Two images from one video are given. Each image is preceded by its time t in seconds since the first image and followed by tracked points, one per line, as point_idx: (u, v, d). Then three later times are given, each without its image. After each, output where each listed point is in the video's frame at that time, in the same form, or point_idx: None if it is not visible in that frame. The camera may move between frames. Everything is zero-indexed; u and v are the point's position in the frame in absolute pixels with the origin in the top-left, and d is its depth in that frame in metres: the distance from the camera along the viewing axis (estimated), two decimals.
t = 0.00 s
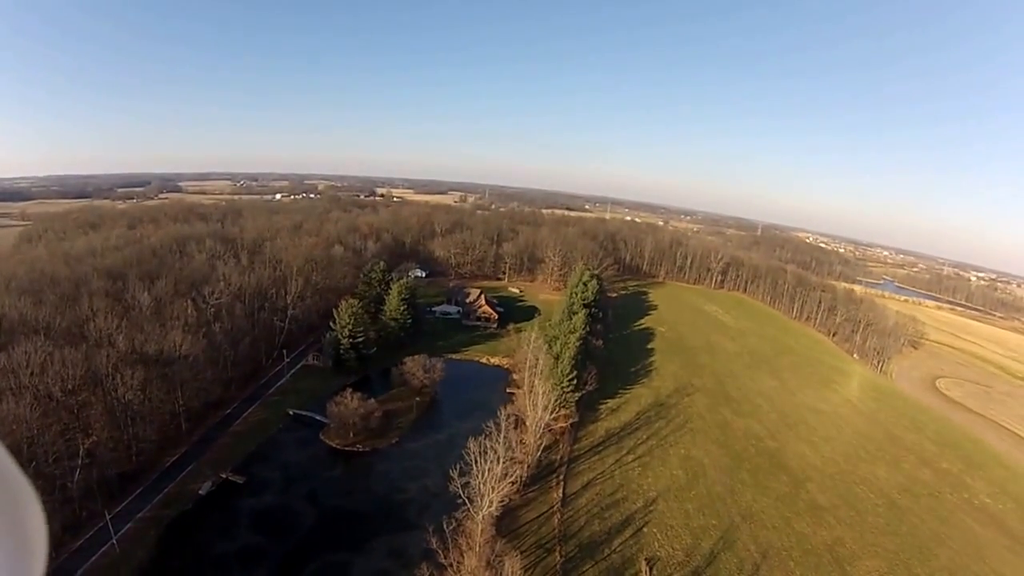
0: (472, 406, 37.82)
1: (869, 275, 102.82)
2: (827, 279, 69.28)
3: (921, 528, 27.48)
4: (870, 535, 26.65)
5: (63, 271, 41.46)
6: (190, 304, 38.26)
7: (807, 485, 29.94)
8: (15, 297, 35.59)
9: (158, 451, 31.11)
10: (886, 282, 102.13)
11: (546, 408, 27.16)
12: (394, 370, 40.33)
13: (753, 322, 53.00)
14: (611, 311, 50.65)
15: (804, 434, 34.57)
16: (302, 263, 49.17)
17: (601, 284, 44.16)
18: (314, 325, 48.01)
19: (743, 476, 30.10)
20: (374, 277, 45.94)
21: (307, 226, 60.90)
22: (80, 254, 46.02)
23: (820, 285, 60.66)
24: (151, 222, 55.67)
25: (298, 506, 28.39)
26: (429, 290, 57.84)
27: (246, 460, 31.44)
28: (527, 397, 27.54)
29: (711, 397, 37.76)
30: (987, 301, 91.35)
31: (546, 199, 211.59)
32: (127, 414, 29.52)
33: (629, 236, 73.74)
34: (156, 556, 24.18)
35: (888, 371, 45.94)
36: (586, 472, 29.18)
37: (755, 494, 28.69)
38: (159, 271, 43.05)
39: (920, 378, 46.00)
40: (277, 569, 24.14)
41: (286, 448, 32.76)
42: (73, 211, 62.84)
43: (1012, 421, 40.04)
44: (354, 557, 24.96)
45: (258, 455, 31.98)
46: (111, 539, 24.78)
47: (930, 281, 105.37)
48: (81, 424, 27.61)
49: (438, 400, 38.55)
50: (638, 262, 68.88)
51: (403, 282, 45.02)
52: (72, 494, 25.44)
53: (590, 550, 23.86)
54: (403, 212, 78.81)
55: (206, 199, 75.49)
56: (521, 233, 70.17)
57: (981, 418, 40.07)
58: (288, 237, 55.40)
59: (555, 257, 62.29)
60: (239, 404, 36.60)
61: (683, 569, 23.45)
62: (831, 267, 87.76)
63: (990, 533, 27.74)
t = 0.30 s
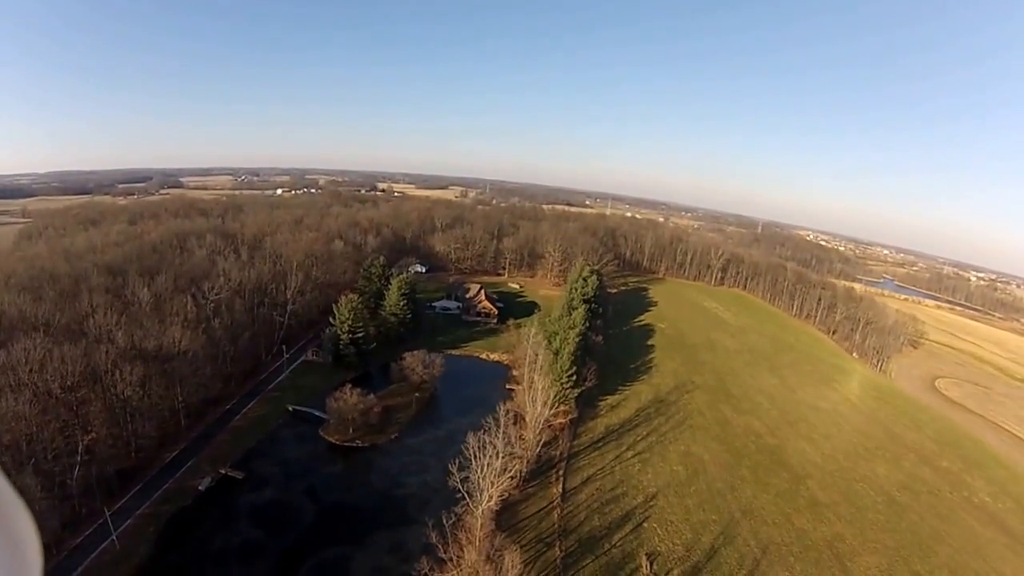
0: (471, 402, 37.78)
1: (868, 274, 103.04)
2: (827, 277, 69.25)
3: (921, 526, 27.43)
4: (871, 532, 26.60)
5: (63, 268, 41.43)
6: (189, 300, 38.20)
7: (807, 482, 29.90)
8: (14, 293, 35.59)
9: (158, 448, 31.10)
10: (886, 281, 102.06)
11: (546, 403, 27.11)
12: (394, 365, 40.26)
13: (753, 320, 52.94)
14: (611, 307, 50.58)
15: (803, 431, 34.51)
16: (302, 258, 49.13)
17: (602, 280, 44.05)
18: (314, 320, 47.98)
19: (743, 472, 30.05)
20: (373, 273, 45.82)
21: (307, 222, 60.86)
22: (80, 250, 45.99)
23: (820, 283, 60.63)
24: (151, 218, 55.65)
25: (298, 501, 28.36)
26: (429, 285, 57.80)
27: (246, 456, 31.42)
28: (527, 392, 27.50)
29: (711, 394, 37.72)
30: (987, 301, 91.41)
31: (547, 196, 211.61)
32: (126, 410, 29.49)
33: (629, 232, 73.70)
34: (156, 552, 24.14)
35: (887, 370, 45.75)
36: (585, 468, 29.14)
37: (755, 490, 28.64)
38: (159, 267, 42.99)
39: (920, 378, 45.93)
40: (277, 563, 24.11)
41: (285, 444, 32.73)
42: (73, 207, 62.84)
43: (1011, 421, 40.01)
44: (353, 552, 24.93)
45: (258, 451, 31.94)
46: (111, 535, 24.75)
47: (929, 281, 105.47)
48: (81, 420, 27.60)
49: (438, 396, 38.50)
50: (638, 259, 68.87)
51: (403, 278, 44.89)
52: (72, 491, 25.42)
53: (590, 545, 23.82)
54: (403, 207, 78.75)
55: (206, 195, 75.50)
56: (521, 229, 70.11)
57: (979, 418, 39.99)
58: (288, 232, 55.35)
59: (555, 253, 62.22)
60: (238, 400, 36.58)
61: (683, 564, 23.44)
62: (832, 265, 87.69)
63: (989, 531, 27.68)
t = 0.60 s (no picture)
0: (471, 397, 37.72)
1: (868, 272, 103.17)
2: (827, 274, 69.20)
3: (920, 522, 27.40)
4: (870, 528, 26.59)
5: (63, 264, 41.41)
6: (189, 295, 38.17)
7: (807, 477, 29.87)
8: (14, 289, 35.59)
9: (158, 443, 31.08)
10: (887, 278, 101.99)
11: (546, 397, 27.07)
12: (394, 360, 40.21)
13: (753, 316, 52.91)
14: (611, 302, 50.53)
15: (804, 427, 34.48)
16: (302, 253, 49.12)
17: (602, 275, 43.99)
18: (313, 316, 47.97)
19: (743, 467, 30.02)
20: (373, 268, 45.74)
21: (307, 217, 60.86)
22: (79, 246, 45.96)
23: (820, 280, 60.64)
24: (151, 215, 55.67)
25: (297, 495, 28.33)
26: (429, 281, 57.79)
27: (245, 450, 31.38)
28: (527, 386, 27.48)
29: (711, 388, 37.69)
30: (987, 299, 91.47)
31: (547, 193, 211.65)
32: (126, 405, 29.50)
33: (629, 228, 73.72)
34: (155, 547, 24.10)
35: (887, 366, 45.65)
36: (585, 463, 29.10)
37: (755, 485, 28.61)
38: (158, 263, 42.96)
39: (920, 374, 45.88)
40: (276, 558, 24.10)
41: (285, 438, 32.68)
42: (73, 204, 62.79)
43: (1011, 417, 39.95)
44: (353, 547, 24.93)
45: (257, 445, 31.91)
46: (111, 530, 24.72)
47: (929, 278, 105.54)
48: (81, 415, 27.63)
49: (437, 390, 38.46)
50: (638, 255, 68.92)
51: (402, 273, 44.79)
52: (72, 486, 25.41)
53: (589, 540, 23.83)
54: (403, 203, 78.72)
55: (206, 192, 75.53)
56: (521, 225, 70.10)
57: (980, 415, 39.91)
58: (288, 228, 55.32)
59: (555, 248, 62.20)
60: (238, 394, 36.53)
61: (683, 560, 23.44)
62: (832, 262, 87.67)
63: (989, 528, 27.65)
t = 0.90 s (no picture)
0: (471, 391, 37.74)
1: (868, 270, 103.37)
2: (827, 272, 69.28)
3: (920, 518, 27.43)
4: (870, 523, 26.64)
5: (63, 260, 41.42)
6: (189, 290, 38.18)
7: (807, 473, 29.90)
8: (14, 285, 35.59)
9: (158, 438, 31.07)
10: (886, 277, 102.31)
11: (546, 391, 27.13)
12: (394, 355, 40.22)
13: (752, 313, 52.97)
14: (610, 298, 50.57)
15: (803, 422, 34.54)
16: (302, 249, 49.13)
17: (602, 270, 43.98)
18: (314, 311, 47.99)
19: (743, 462, 30.06)
20: (373, 264, 45.71)
21: (307, 214, 60.85)
22: (79, 243, 45.95)
23: (820, 277, 60.77)
24: (151, 211, 55.69)
25: (298, 489, 28.34)
26: (429, 276, 57.84)
27: (246, 445, 31.39)
28: (528, 380, 27.55)
29: (711, 384, 37.76)
30: (986, 298, 91.65)
31: (547, 191, 211.69)
32: (126, 400, 29.51)
33: (629, 225, 73.75)
34: (156, 541, 24.09)
35: (887, 364, 45.78)
36: (585, 457, 29.16)
37: (756, 480, 28.66)
38: (158, 258, 42.95)
39: (919, 371, 45.95)
40: (277, 552, 24.16)
41: (285, 433, 32.69)
42: (72, 202, 62.75)
43: (1011, 415, 40.01)
44: (353, 541, 25.01)
45: (258, 439, 31.94)
46: (112, 525, 24.71)
47: (929, 278, 105.69)
48: (81, 410, 27.66)
49: (438, 385, 38.49)
50: (638, 252, 69.01)
51: (403, 268, 44.77)
52: (73, 481, 25.40)
53: (590, 534, 23.99)
54: (403, 199, 78.74)
55: (206, 189, 75.49)
56: (521, 221, 70.13)
57: (979, 412, 39.96)
58: (288, 224, 55.32)
59: (555, 244, 62.22)
60: (238, 389, 36.52)
61: (683, 554, 23.54)
62: (831, 260, 87.77)
63: (988, 524, 27.70)
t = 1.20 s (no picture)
0: (472, 386, 37.74)
1: (869, 266, 103.39)
2: (828, 268, 69.17)
3: (920, 514, 27.44)
4: (870, 519, 26.64)
5: (63, 255, 41.40)
6: (190, 285, 38.17)
7: (808, 468, 29.89)
8: (15, 280, 35.64)
9: (159, 432, 31.08)
10: (887, 273, 102.23)
11: (546, 385, 27.17)
12: (394, 350, 40.21)
13: (753, 308, 52.92)
14: (611, 294, 50.49)
15: (804, 418, 34.49)
16: (302, 244, 49.08)
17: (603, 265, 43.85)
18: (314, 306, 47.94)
19: (744, 457, 30.04)
20: (374, 259, 45.59)
21: (307, 208, 60.75)
22: (80, 239, 45.92)
23: (821, 273, 60.84)
24: (151, 206, 55.64)
25: (298, 483, 28.40)
26: (429, 271, 57.81)
27: (247, 439, 31.44)
28: (528, 374, 27.57)
29: (711, 379, 37.74)
30: (987, 295, 91.58)
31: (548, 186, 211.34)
32: (127, 394, 29.55)
33: (629, 220, 73.66)
34: (157, 534, 24.12)
35: (887, 360, 45.72)
36: (586, 451, 29.19)
37: (756, 475, 28.67)
38: (158, 254, 42.93)
39: (919, 368, 45.94)
40: (279, 547, 24.25)
41: (286, 427, 32.71)
42: (73, 198, 62.69)
43: (1011, 413, 39.96)
44: (354, 534, 25.12)
45: (259, 434, 31.97)
46: (112, 518, 24.70)
47: (930, 275, 105.66)
48: (82, 403, 27.71)
49: (438, 379, 38.51)
50: (638, 246, 68.97)
51: (403, 263, 44.66)
52: (73, 474, 25.40)
53: (590, 528, 24.19)
54: (404, 194, 78.57)
55: (206, 184, 75.37)
56: (521, 216, 70.00)
57: (979, 410, 39.90)
58: (289, 218, 55.24)
59: (555, 239, 62.14)
60: (238, 383, 36.50)
61: (684, 548, 23.69)
62: (832, 257, 87.72)
63: (988, 522, 27.69)
